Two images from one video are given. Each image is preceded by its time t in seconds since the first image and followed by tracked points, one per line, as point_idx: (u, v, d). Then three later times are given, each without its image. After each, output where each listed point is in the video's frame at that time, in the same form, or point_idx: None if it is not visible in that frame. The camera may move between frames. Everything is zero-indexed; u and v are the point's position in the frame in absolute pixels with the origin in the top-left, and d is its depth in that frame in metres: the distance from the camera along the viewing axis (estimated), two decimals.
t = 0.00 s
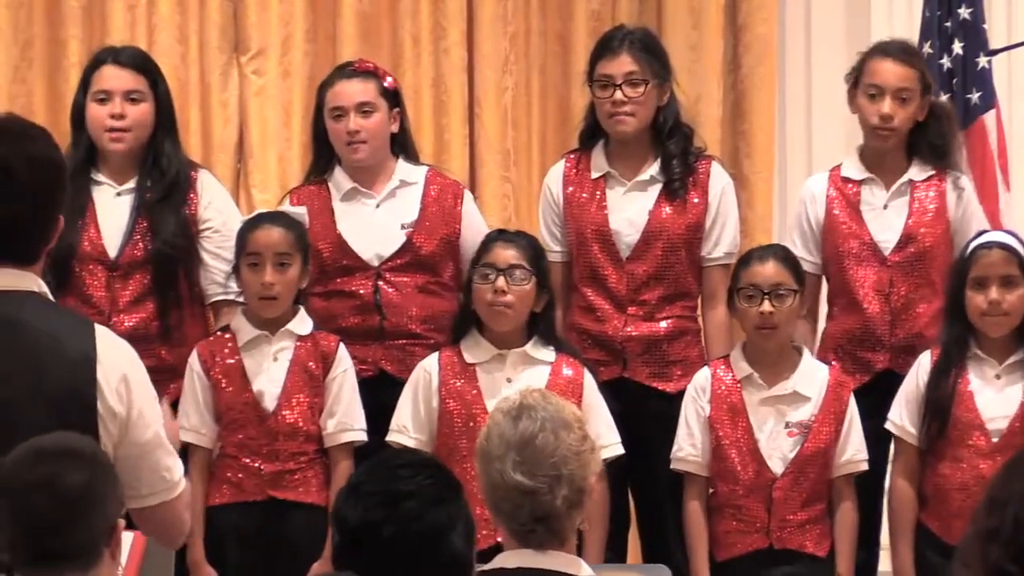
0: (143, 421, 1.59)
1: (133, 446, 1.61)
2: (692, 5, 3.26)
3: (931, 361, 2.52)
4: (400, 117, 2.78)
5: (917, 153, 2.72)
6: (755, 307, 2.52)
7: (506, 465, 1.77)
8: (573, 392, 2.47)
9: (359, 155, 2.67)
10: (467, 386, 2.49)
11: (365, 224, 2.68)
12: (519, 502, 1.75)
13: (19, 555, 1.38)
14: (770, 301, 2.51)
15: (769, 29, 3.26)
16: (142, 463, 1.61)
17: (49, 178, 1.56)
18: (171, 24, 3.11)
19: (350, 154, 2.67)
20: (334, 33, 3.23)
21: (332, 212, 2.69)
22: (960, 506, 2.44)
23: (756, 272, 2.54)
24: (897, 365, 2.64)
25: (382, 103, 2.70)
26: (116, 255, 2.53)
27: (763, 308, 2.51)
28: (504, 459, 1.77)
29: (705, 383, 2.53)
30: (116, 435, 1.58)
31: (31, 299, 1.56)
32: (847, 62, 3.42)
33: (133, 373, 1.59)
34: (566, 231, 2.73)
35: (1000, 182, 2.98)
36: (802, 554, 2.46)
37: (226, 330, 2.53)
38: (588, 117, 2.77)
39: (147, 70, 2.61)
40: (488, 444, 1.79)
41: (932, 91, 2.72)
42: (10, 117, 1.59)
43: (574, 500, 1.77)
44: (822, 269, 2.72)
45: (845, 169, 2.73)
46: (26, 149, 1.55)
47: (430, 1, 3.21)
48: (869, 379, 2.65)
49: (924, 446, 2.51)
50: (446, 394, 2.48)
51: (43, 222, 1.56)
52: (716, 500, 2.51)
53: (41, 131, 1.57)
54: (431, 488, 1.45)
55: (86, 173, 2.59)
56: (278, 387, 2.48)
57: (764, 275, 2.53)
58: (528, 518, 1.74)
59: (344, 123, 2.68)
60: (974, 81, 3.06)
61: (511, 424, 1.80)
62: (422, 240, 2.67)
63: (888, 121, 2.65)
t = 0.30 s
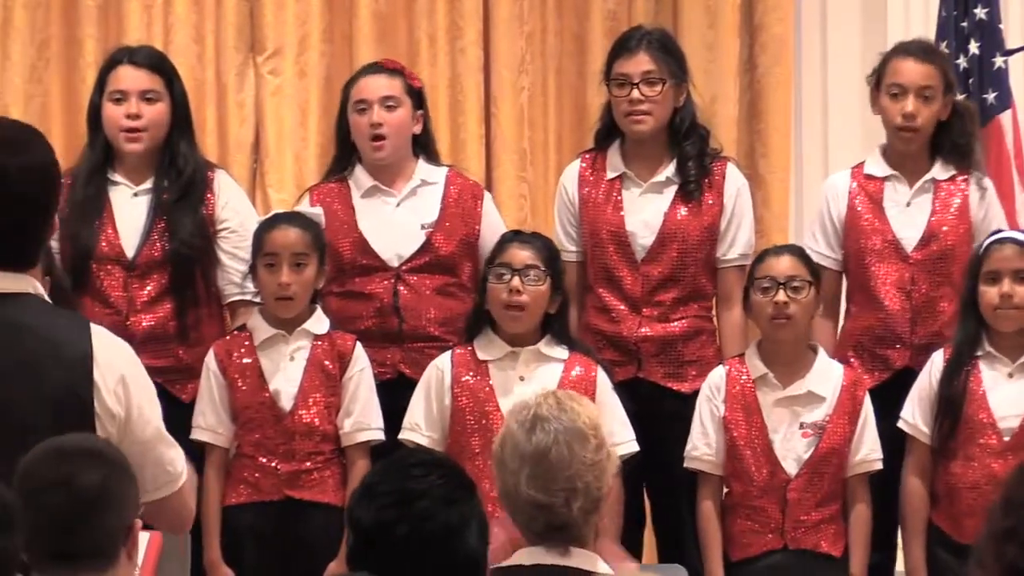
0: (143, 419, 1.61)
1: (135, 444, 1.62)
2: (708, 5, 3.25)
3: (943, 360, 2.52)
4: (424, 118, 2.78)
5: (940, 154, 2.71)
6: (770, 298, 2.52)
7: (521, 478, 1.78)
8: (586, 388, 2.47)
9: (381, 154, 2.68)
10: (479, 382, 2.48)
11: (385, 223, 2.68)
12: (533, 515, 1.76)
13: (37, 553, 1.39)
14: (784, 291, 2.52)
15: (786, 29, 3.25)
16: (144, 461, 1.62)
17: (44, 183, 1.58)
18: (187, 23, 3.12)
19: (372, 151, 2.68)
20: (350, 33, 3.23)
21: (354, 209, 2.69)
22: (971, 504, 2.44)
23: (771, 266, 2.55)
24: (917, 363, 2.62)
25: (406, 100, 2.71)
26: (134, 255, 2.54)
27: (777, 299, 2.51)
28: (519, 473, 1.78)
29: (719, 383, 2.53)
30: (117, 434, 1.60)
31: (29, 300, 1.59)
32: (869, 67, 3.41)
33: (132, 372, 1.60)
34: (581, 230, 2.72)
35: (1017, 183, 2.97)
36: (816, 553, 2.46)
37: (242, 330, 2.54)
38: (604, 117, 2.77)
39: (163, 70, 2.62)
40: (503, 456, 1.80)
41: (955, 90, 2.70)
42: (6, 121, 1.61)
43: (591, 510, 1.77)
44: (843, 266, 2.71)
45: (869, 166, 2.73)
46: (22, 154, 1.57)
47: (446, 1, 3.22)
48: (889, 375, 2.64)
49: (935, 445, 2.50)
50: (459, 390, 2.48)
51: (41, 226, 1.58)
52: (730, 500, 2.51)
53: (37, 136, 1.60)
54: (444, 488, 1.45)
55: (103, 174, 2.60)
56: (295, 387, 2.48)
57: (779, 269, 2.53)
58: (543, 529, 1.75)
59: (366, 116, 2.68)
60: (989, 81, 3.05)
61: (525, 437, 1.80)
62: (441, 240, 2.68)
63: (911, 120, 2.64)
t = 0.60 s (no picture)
0: (141, 403, 1.62)
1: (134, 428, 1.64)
2: (725, 4, 3.24)
3: (955, 359, 2.50)
4: (445, 117, 2.78)
5: (964, 151, 2.69)
6: (787, 298, 2.51)
7: (529, 478, 1.79)
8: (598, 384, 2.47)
9: (401, 147, 2.67)
10: (492, 379, 2.48)
11: (405, 221, 2.68)
12: (544, 514, 1.77)
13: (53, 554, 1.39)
14: (802, 292, 2.51)
15: (802, 29, 3.24)
16: (143, 444, 1.64)
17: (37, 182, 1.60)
18: (203, 23, 3.13)
19: (392, 147, 2.68)
20: (366, 33, 3.23)
21: (373, 206, 2.69)
22: (981, 503, 2.43)
23: (788, 266, 2.54)
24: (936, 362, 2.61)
25: (428, 101, 2.71)
26: (152, 254, 2.55)
27: (794, 299, 2.50)
28: (527, 473, 1.80)
29: (735, 382, 2.52)
30: (115, 419, 1.62)
31: (20, 290, 1.60)
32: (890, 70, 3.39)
33: (128, 358, 1.62)
34: (595, 230, 2.72)
35: None
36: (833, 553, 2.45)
37: (260, 329, 2.54)
38: (617, 117, 2.77)
39: (178, 70, 2.62)
40: (512, 457, 1.82)
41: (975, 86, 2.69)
42: None
43: (603, 506, 1.77)
44: (866, 264, 2.70)
45: (893, 165, 2.71)
46: (15, 152, 1.59)
47: (462, 2, 3.22)
48: (907, 376, 2.62)
49: (946, 443, 2.49)
50: (472, 385, 2.48)
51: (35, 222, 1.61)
52: (747, 499, 2.50)
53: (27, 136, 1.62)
54: (460, 487, 1.45)
55: (120, 173, 2.61)
56: (312, 387, 2.49)
57: (796, 269, 2.52)
58: (556, 527, 1.76)
59: (389, 117, 2.69)
60: (1006, 81, 3.04)
61: (531, 436, 1.81)
62: (460, 240, 2.68)
63: (932, 114, 2.63)
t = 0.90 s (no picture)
0: (139, 399, 1.74)
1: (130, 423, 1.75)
2: (739, 4, 3.23)
3: (967, 358, 2.48)
4: (457, 117, 2.78)
5: (985, 152, 2.68)
6: (803, 302, 2.50)
7: (546, 473, 1.78)
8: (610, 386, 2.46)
9: (413, 152, 2.67)
10: (505, 380, 2.48)
11: (419, 222, 2.68)
12: (562, 510, 1.76)
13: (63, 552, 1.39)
14: (818, 296, 2.50)
15: (817, 28, 3.23)
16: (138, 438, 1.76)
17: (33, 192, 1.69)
18: (217, 23, 3.13)
19: (405, 151, 2.68)
20: (381, 34, 3.23)
21: (387, 208, 2.70)
22: (995, 503, 2.41)
23: (804, 268, 2.53)
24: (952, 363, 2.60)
25: (440, 103, 2.71)
26: (165, 255, 2.55)
27: (811, 304, 2.49)
28: (545, 469, 1.78)
29: (751, 383, 2.51)
30: (115, 415, 1.73)
31: (16, 290, 1.68)
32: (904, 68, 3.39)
33: (125, 357, 1.72)
34: (610, 231, 2.71)
35: None
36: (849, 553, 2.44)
37: (275, 330, 2.54)
38: (632, 117, 2.76)
39: (192, 70, 2.62)
40: (529, 452, 1.81)
41: (983, 81, 2.68)
42: None
43: (620, 503, 1.76)
44: (886, 265, 2.69)
45: (915, 166, 2.69)
46: (10, 164, 1.68)
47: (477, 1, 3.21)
48: (923, 376, 2.61)
49: (958, 444, 2.47)
50: (486, 386, 2.48)
51: (30, 230, 1.69)
52: (763, 499, 2.49)
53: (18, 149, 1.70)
54: (472, 486, 1.44)
55: (134, 174, 2.61)
56: (327, 386, 2.49)
57: (812, 272, 2.52)
58: (573, 523, 1.75)
59: (400, 120, 2.68)
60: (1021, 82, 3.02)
61: (548, 431, 1.80)
62: (474, 240, 2.67)
63: (937, 114, 2.62)
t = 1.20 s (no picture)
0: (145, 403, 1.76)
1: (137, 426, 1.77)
2: (752, 4, 3.22)
3: (979, 360, 2.47)
4: (470, 117, 2.78)
5: (997, 153, 2.65)
6: (818, 299, 2.50)
7: (568, 472, 1.76)
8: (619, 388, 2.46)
9: (426, 153, 2.67)
10: (515, 380, 2.48)
11: (431, 222, 2.68)
12: (584, 508, 1.74)
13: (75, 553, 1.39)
14: (833, 293, 2.49)
15: (831, 28, 3.22)
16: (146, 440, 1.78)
17: (38, 208, 1.69)
18: (231, 23, 3.14)
19: (417, 152, 2.68)
20: (394, 34, 3.23)
21: (399, 208, 2.70)
22: (1010, 504, 2.40)
23: (818, 266, 2.52)
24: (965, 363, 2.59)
25: (451, 103, 2.71)
26: (177, 255, 2.56)
27: (826, 300, 2.49)
28: (567, 466, 1.77)
29: (765, 383, 2.50)
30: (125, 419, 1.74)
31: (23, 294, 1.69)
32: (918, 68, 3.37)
33: (129, 362, 1.74)
34: (623, 231, 2.71)
35: None
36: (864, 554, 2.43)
37: (288, 330, 2.54)
38: (645, 117, 2.75)
39: (204, 70, 2.63)
40: (551, 450, 1.79)
41: (999, 82, 2.66)
42: None
43: (642, 500, 1.75)
44: (899, 265, 2.68)
45: (927, 167, 2.68)
46: (15, 184, 1.68)
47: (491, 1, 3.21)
48: (937, 377, 2.60)
49: (973, 445, 2.46)
50: (497, 388, 2.48)
51: (40, 245, 1.69)
52: (777, 500, 2.48)
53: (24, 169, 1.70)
54: (485, 486, 1.44)
55: (146, 174, 2.62)
56: (341, 387, 2.49)
57: (827, 269, 2.51)
58: (594, 522, 1.74)
59: (411, 121, 2.68)
60: None
61: (571, 430, 1.78)
62: (487, 240, 2.67)
63: (948, 114, 2.61)
